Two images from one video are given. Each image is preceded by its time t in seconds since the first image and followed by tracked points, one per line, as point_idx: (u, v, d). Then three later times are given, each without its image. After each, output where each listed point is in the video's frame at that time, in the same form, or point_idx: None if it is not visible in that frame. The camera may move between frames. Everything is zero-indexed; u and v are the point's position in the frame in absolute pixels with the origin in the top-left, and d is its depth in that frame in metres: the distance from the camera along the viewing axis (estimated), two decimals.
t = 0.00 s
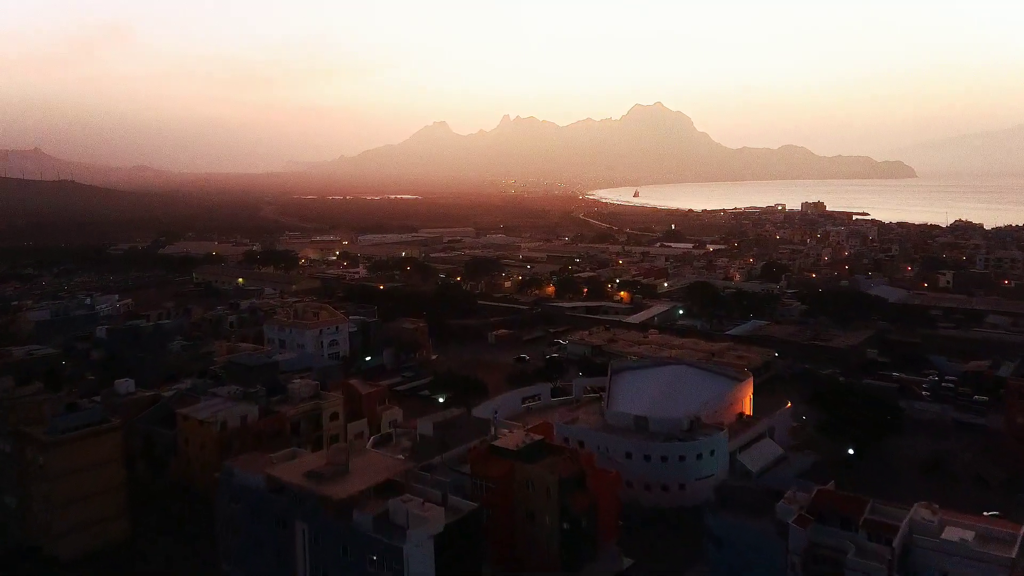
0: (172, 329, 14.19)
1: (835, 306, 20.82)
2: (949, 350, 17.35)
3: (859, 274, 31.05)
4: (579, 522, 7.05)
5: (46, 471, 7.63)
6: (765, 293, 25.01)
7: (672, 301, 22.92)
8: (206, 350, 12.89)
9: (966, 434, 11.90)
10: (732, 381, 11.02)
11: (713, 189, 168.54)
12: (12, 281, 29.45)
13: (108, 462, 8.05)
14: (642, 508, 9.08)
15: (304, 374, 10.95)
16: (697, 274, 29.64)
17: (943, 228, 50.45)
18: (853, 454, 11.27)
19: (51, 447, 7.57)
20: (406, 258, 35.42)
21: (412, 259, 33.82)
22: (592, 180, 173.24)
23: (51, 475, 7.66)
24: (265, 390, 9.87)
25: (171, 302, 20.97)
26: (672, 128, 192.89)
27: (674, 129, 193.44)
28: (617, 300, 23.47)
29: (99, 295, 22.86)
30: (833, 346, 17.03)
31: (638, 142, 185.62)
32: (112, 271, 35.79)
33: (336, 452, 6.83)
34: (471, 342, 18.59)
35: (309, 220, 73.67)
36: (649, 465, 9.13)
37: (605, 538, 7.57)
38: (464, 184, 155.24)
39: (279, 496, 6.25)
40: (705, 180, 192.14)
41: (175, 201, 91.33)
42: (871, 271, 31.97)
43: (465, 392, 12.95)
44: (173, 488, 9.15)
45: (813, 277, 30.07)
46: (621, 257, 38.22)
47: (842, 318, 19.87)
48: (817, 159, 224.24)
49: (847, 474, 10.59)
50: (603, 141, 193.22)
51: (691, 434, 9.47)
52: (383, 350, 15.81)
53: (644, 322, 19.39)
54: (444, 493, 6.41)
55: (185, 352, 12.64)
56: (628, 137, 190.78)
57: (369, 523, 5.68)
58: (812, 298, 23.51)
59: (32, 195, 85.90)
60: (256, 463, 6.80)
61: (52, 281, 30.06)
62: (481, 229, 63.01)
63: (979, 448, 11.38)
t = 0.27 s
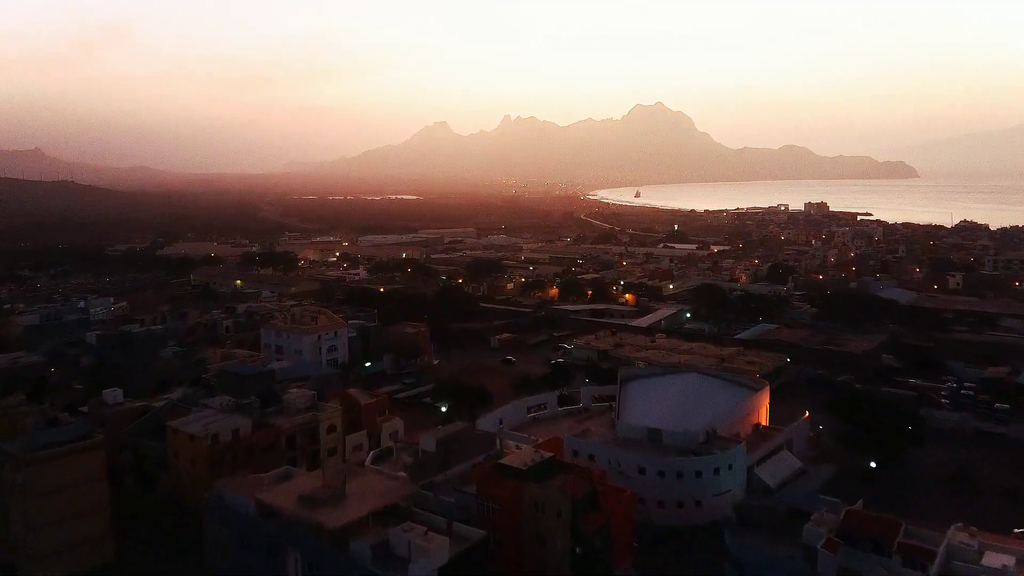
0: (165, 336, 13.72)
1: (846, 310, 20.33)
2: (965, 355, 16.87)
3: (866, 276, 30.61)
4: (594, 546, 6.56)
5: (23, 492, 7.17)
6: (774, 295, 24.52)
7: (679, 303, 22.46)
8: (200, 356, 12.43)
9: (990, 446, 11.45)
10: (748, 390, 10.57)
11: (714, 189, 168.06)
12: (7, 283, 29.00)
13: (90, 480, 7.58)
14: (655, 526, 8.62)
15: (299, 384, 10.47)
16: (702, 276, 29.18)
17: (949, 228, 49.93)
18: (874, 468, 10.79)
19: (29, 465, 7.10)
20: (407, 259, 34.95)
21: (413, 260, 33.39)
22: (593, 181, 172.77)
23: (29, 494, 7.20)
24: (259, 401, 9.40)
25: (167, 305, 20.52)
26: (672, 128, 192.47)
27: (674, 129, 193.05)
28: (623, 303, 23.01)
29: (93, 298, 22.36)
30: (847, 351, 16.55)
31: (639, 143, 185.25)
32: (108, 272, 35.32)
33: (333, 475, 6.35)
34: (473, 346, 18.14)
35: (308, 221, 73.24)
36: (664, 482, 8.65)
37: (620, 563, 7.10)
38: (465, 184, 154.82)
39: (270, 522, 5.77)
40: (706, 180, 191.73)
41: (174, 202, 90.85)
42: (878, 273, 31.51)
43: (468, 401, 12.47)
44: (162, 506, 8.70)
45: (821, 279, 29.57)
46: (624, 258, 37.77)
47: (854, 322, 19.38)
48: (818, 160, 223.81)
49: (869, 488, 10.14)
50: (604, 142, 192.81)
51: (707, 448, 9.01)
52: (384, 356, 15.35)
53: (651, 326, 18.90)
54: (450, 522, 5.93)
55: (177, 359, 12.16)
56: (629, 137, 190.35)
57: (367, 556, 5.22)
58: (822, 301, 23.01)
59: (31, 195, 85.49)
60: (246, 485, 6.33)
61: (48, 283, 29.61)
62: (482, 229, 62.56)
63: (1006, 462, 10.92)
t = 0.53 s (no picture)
0: (157, 343, 13.26)
1: (858, 313, 19.85)
2: (983, 361, 16.38)
3: (874, 277, 30.13)
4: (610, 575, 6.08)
5: None
6: (782, 298, 24.03)
7: (686, 306, 21.99)
8: (192, 364, 11.96)
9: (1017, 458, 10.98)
10: (765, 399, 10.09)
11: (716, 189, 167.53)
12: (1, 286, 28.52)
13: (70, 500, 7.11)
14: (672, 546, 8.14)
15: (295, 394, 10.01)
16: (707, 278, 28.72)
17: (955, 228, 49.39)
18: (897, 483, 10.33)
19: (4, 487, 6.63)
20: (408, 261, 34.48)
21: (414, 262, 32.92)
22: (594, 181, 172.27)
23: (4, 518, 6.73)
24: (252, 413, 8.94)
25: (163, 309, 20.05)
26: (673, 128, 192.01)
27: (675, 129, 192.57)
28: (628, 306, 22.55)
29: (86, 301, 21.90)
30: (861, 357, 16.07)
31: (640, 143, 184.74)
32: (105, 274, 34.86)
33: (327, 500, 5.87)
34: (476, 351, 17.69)
35: (308, 221, 72.79)
36: (681, 499, 8.15)
37: None
38: (465, 184, 154.30)
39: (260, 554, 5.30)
40: (707, 180, 191.23)
41: (173, 202, 90.37)
42: (886, 274, 31.03)
43: (471, 410, 12.00)
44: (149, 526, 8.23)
45: (829, 280, 29.07)
46: (628, 259, 37.30)
47: (866, 326, 18.90)
48: (819, 160, 223.24)
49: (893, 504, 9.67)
50: (605, 142, 192.31)
51: (725, 464, 8.52)
52: (384, 362, 14.88)
53: (659, 330, 18.42)
54: (455, 554, 5.45)
55: (169, 367, 11.70)
56: (630, 137, 189.86)
57: None
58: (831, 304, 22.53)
59: (30, 195, 85.06)
60: (233, 512, 5.85)
61: (43, 286, 29.15)
62: (483, 230, 62.10)
63: None
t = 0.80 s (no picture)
0: (148, 349, 12.79)
1: (870, 317, 19.35)
2: (1002, 367, 15.86)
3: (882, 278, 29.65)
4: None
5: None
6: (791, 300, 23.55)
7: (693, 309, 21.52)
8: (183, 372, 11.48)
9: None
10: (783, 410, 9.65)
11: (717, 189, 167.00)
12: None
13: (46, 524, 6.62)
14: (689, 569, 7.67)
15: (291, 404, 9.54)
16: (713, 279, 28.25)
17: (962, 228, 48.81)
18: (922, 498, 9.86)
19: None
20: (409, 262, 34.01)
21: (415, 263, 32.45)
22: (595, 181, 171.78)
23: None
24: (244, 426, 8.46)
25: (159, 312, 19.60)
26: (675, 128, 191.48)
27: (677, 129, 192.04)
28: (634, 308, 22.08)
29: (81, 303, 21.45)
30: (876, 363, 15.59)
31: (642, 143, 184.19)
32: (102, 276, 34.42)
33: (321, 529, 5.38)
34: (478, 355, 17.23)
35: (308, 221, 72.34)
36: (698, 520, 7.67)
37: None
38: (466, 184, 153.80)
39: None
40: (709, 180, 190.70)
41: (174, 202, 89.92)
42: (895, 276, 30.54)
43: (475, 420, 11.54)
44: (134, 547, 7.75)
45: (837, 282, 28.55)
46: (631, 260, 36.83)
47: (879, 330, 18.38)
48: (821, 159, 222.64)
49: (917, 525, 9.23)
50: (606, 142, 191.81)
51: (744, 481, 8.04)
52: (384, 368, 14.41)
53: (667, 333, 17.94)
54: None
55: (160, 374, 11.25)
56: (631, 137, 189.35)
57: None
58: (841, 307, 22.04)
59: (29, 195, 84.64)
60: (217, 542, 5.36)
61: (38, 288, 28.70)
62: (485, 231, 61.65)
63: None
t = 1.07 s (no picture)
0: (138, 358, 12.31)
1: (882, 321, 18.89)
2: (1021, 373, 15.40)
3: (890, 280, 29.18)
4: None
5: None
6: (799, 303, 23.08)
7: (700, 312, 21.05)
8: (174, 381, 11.00)
9: None
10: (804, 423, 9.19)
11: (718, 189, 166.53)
12: None
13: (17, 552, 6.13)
14: None
15: (284, 416, 9.08)
16: (719, 281, 27.77)
17: (968, 228, 48.30)
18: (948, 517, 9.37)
19: None
20: (409, 263, 33.54)
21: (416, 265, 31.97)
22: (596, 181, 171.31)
23: None
24: (234, 442, 7.97)
25: (153, 316, 19.14)
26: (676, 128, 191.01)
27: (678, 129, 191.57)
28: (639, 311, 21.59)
29: (73, 306, 20.99)
30: (891, 369, 15.13)
31: (643, 143, 183.75)
32: (98, 278, 33.97)
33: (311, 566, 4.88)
34: (481, 361, 16.77)
35: (308, 222, 71.90)
36: (718, 543, 7.19)
37: None
38: (466, 185, 153.35)
39: None
40: (710, 180, 190.27)
41: (172, 201, 89.46)
42: (903, 277, 30.09)
43: (478, 431, 11.09)
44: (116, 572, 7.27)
45: (845, 284, 28.06)
46: (635, 261, 36.38)
47: (893, 334, 17.92)
48: (823, 159, 222.14)
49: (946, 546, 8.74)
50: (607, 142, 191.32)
51: (766, 500, 7.57)
52: (383, 375, 13.95)
53: (674, 337, 17.47)
54: None
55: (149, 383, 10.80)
56: (632, 137, 188.91)
57: None
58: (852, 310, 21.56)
59: (28, 195, 84.21)
60: None
61: (32, 290, 28.25)
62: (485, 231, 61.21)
63: None
